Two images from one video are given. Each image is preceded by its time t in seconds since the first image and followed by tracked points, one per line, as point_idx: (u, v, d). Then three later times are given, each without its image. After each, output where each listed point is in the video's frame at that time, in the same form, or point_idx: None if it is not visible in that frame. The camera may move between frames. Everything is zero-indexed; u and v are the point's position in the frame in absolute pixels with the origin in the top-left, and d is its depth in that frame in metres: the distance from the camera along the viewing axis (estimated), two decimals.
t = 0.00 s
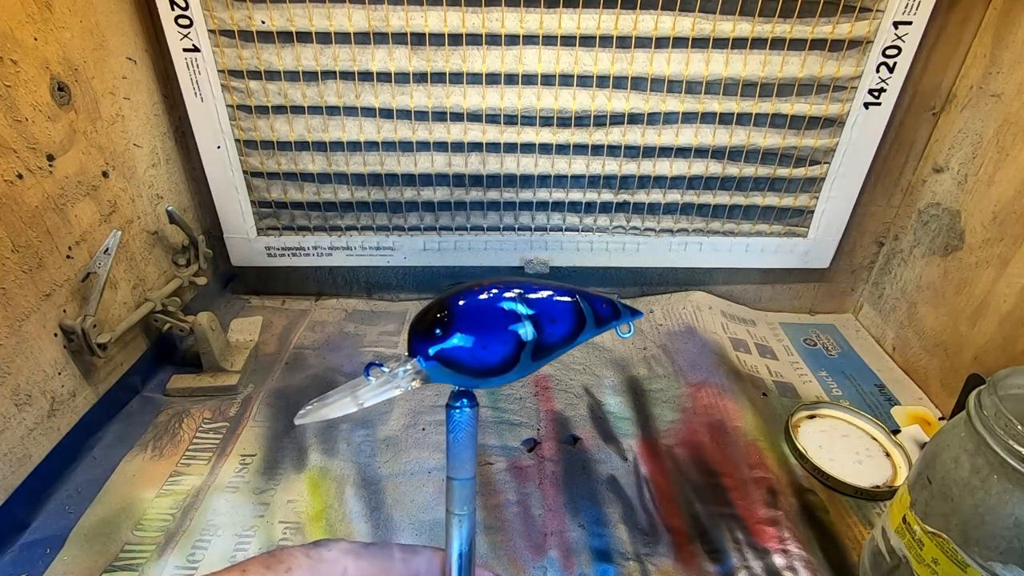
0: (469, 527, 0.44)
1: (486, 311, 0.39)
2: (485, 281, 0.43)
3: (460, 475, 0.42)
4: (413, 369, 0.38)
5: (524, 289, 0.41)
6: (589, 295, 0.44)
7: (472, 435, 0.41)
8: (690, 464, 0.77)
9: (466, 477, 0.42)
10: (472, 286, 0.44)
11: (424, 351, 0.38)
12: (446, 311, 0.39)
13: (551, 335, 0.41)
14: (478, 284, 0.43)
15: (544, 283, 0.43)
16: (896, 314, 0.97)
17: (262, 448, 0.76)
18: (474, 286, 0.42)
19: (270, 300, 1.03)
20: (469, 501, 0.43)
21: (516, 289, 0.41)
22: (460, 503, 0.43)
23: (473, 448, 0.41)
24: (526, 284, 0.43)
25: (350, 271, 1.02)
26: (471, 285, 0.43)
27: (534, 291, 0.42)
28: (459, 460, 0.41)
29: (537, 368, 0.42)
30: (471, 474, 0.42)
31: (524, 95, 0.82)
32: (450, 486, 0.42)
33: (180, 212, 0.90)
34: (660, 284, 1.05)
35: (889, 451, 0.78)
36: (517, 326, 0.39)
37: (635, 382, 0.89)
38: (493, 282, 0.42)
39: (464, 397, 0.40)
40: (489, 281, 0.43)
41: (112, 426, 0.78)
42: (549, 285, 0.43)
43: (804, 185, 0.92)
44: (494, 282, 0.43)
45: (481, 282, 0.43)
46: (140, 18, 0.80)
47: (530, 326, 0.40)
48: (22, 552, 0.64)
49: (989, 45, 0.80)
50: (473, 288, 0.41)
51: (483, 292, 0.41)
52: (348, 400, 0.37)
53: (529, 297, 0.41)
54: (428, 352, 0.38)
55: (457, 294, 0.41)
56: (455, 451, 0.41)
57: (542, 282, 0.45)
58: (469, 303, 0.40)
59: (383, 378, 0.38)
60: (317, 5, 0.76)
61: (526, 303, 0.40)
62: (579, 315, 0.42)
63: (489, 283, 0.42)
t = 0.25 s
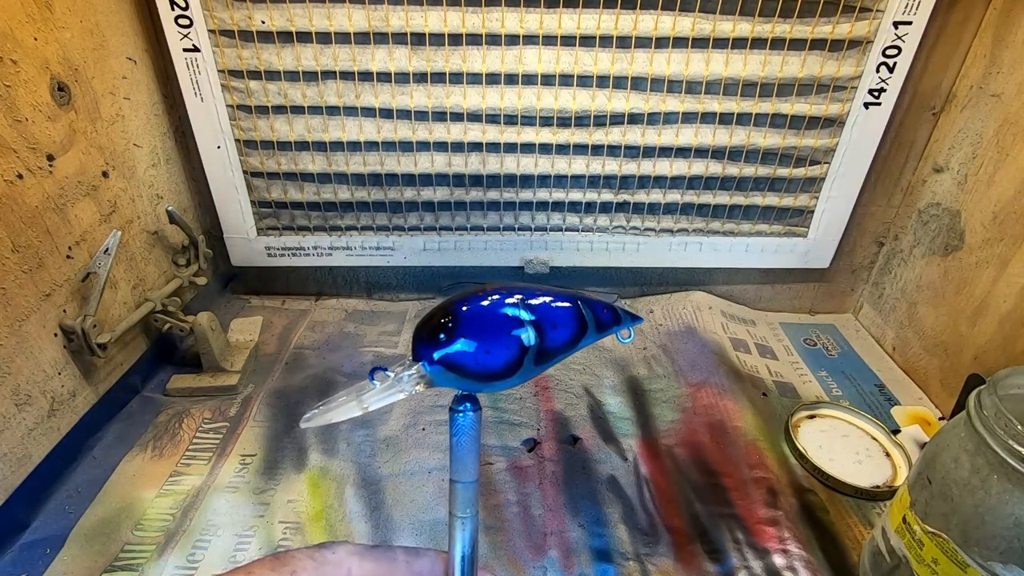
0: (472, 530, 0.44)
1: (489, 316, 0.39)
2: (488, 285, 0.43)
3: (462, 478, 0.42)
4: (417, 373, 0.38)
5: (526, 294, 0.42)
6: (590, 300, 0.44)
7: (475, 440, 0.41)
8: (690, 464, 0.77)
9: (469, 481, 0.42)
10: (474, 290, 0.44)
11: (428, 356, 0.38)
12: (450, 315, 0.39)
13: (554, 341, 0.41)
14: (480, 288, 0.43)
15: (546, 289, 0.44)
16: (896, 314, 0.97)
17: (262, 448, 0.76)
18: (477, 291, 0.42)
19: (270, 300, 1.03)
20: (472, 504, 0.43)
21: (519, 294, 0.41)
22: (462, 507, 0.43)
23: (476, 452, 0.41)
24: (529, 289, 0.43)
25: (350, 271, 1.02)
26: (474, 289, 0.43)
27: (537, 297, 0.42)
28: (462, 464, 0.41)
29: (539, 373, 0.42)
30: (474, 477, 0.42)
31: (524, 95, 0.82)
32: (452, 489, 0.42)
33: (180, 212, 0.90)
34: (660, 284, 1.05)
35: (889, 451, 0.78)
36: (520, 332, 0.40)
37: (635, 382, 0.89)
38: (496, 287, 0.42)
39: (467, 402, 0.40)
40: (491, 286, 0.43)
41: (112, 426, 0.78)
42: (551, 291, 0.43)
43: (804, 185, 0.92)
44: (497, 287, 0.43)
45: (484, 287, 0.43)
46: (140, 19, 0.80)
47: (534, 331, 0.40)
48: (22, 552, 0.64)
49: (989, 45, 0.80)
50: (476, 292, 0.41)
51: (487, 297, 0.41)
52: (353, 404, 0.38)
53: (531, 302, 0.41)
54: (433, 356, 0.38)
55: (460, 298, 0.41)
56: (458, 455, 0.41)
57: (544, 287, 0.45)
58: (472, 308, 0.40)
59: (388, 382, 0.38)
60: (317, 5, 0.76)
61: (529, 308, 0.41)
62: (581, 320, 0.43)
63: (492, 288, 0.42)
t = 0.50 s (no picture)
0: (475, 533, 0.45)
1: (492, 318, 0.40)
2: (491, 287, 0.43)
3: (465, 480, 0.42)
4: (419, 375, 0.39)
5: (528, 296, 0.42)
6: (592, 302, 0.44)
7: (478, 441, 0.41)
8: (690, 464, 0.77)
9: (471, 483, 0.42)
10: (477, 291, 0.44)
11: (431, 357, 0.38)
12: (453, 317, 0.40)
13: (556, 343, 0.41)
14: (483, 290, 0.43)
15: (548, 291, 0.44)
16: (896, 314, 0.97)
17: (262, 448, 0.76)
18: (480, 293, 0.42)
19: (269, 300, 1.03)
20: (474, 506, 0.43)
21: (521, 296, 0.42)
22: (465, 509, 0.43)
23: (479, 453, 0.42)
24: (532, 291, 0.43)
25: (350, 271, 1.02)
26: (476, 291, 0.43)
27: (539, 299, 0.42)
28: (465, 466, 0.41)
29: (541, 374, 0.43)
30: (476, 480, 0.43)
31: (524, 95, 0.82)
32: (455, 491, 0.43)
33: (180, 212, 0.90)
34: (660, 284, 1.05)
35: (889, 451, 0.78)
36: (522, 334, 0.40)
37: (635, 382, 0.89)
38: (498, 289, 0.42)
39: (470, 404, 0.41)
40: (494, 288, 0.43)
41: (112, 426, 0.78)
42: (554, 292, 0.43)
43: (804, 185, 0.92)
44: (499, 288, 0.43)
45: (487, 289, 0.43)
46: (140, 18, 0.80)
47: (536, 333, 0.40)
48: (22, 553, 0.64)
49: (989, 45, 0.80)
50: (478, 294, 0.42)
51: (489, 299, 0.41)
52: (355, 405, 0.38)
53: (534, 304, 0.41)
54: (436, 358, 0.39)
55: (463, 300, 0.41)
56: (460, 456, 0.41)
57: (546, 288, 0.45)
58: (475, 310, 0.40)
59: (390, 385, 0.39)
60: (317, 5, 0.76)
61: (531, 310, 0.41)
62: (583, 322, 0.43)
63: (495, 289, 0.42)
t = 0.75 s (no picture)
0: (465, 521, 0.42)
1: (480, 306, 0.38)
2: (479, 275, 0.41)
3: (454, 468, 0.40)
4: (408, 364, 0.37)
5: (518, 284, 0.39)
6: (584, 290, 0.42)
7: (468, 432, 0.39)
8: (690, 464, 0.77)
9: (461, 471, 0.40)
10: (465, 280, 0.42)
11: (418, 347, 0.37)
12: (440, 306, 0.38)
13: (547, 331, 0.39)
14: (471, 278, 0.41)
15: (538, 278, 0.41)
16: (896, 314, 0.97)
17: (261, 448, 0.76)
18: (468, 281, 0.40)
19: (270, 300, 1.03)
20: (464, 494, 0.41)
21: (510, 283, 0.39)
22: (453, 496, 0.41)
23: (468, 444, 0.40)
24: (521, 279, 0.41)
25: (350, 271, 1.02)
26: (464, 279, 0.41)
27: (528, 286, 0.40)
28: (454, 454, 0.39)
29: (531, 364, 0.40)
30: (466, 467, 0.40)
31: (524, 95, 0.82)
32: (445, 480, 0.41)
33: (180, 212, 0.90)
34: (660, 284, 1.05)
35: (889, 451, 0.78)
36: (511, 322, 0.38)
37: (635, 382, 0.89)
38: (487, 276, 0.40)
39: (458, 393, 0.39)
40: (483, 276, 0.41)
41: (112, 426, 0.78)
42: (544, 280, 0.41)
43: (804, 185, 0.92)
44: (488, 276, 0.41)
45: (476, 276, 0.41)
46: (140, 18, 0.80)
47: (525, 321, 0.38)
48: (22, 553, 0.64)
49: (989, 45, 0.80)
50: (466, 282, 0.39)
51: (477, 287, 0.39)
52: (343, 394, 0.36)
53: (523, 291, 0.39)
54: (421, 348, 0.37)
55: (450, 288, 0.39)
56: (449, 446, 0.39)
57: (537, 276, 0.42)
58: (462, 298, 0.38)
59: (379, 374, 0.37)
60: (318, 5, 0.76)
61: (520, 297, 0.39)
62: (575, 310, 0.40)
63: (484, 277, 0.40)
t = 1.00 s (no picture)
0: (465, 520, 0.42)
1: (478, 300, 0.37)
2: (480, 268, 0.41)
3: (454, 467, 0.40)
4: (404, 360, 0.37)
5: (518, 277, 0.39)
6: (585, 283, 0.41)
7: (467, 428, 0.39)
8: (690, 464, 0.77)
9: (460, 470, 0.40)
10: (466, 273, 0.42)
11: (415, 342, 0.37)
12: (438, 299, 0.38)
13: (546, 325, 0.38)
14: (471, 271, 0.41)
15: (540, 271, 0.41)
16: (896, 314, 0.97)
17: (261, 448, 0.76)
18: (467, 275, 0.40)
19: (270, 300, 1.03)
20: (463, 494, 0.41)
21: (510, 277, 0.39)
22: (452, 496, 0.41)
23: (467, 442, 0.39)
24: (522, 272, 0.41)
25: (350, 271, 1.02)
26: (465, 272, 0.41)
27: (528, 279, 0.39)
28: (452, 454, 0.39)
29: (531, 359, 0.40)
30: (466, 466, 0.40)
31: (524, 95, 0.82)
32: (444, 479, 0.40)
33: (181, 212, 0.90)
34: (660, 284, 1.05)
35: (890, 451, 0.78)
36: (510, 316, 0.37)
37: (635, 382, 0.89)
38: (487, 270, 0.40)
39: (456, 389, 0.38)
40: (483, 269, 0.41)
41: (112, 426, 0.78)
42: (545, 273, 0.41)
43: (804, 185, 0.92)
44: (488, 269, 0.41)
45: (476, 269, 0.41)
46: (139, 19, 0.80)
47: (524, 316, 0.38)
48: (22, 552, 0.64)
49: (989, 45, 0.80)
50: (465, 276, 0.39)
51: (477, 280, 0.39)
52: (338, 390, 0.36)
53: (522, 285, 0.39)
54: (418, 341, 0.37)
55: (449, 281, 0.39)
56: (448, 444, 0.39)
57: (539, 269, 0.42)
58: (461, 291, 0.38)
59: (374, 370, 0.37)
60: (318, 5, 0.76)
61: (520, 291, 0.38)
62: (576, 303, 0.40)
63: (484, 271, 0.40)
